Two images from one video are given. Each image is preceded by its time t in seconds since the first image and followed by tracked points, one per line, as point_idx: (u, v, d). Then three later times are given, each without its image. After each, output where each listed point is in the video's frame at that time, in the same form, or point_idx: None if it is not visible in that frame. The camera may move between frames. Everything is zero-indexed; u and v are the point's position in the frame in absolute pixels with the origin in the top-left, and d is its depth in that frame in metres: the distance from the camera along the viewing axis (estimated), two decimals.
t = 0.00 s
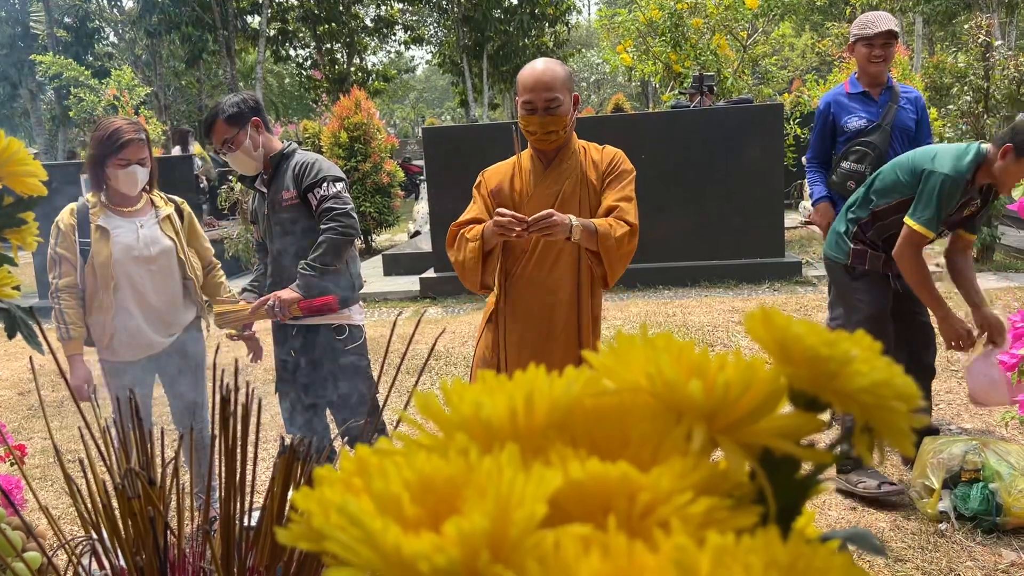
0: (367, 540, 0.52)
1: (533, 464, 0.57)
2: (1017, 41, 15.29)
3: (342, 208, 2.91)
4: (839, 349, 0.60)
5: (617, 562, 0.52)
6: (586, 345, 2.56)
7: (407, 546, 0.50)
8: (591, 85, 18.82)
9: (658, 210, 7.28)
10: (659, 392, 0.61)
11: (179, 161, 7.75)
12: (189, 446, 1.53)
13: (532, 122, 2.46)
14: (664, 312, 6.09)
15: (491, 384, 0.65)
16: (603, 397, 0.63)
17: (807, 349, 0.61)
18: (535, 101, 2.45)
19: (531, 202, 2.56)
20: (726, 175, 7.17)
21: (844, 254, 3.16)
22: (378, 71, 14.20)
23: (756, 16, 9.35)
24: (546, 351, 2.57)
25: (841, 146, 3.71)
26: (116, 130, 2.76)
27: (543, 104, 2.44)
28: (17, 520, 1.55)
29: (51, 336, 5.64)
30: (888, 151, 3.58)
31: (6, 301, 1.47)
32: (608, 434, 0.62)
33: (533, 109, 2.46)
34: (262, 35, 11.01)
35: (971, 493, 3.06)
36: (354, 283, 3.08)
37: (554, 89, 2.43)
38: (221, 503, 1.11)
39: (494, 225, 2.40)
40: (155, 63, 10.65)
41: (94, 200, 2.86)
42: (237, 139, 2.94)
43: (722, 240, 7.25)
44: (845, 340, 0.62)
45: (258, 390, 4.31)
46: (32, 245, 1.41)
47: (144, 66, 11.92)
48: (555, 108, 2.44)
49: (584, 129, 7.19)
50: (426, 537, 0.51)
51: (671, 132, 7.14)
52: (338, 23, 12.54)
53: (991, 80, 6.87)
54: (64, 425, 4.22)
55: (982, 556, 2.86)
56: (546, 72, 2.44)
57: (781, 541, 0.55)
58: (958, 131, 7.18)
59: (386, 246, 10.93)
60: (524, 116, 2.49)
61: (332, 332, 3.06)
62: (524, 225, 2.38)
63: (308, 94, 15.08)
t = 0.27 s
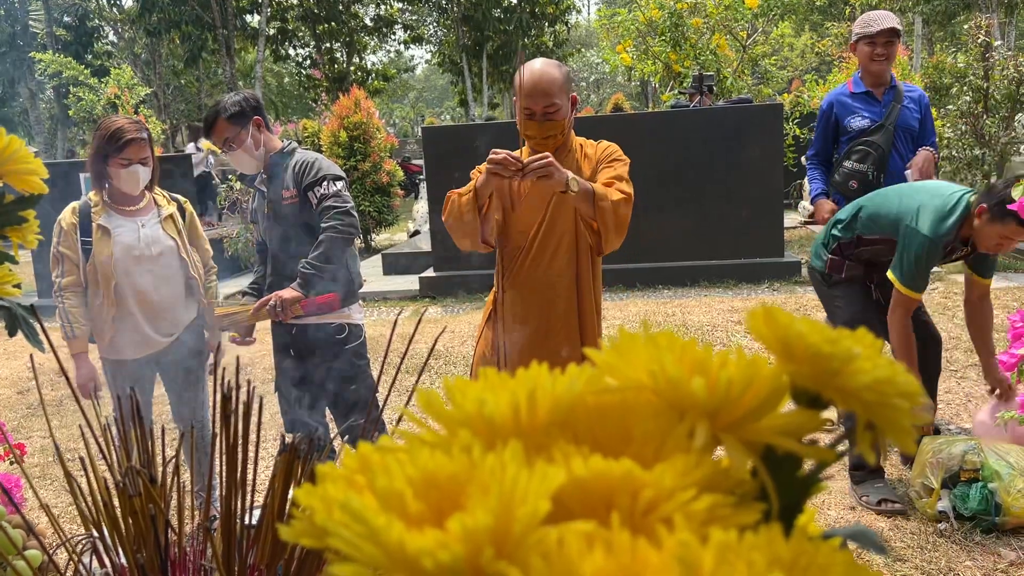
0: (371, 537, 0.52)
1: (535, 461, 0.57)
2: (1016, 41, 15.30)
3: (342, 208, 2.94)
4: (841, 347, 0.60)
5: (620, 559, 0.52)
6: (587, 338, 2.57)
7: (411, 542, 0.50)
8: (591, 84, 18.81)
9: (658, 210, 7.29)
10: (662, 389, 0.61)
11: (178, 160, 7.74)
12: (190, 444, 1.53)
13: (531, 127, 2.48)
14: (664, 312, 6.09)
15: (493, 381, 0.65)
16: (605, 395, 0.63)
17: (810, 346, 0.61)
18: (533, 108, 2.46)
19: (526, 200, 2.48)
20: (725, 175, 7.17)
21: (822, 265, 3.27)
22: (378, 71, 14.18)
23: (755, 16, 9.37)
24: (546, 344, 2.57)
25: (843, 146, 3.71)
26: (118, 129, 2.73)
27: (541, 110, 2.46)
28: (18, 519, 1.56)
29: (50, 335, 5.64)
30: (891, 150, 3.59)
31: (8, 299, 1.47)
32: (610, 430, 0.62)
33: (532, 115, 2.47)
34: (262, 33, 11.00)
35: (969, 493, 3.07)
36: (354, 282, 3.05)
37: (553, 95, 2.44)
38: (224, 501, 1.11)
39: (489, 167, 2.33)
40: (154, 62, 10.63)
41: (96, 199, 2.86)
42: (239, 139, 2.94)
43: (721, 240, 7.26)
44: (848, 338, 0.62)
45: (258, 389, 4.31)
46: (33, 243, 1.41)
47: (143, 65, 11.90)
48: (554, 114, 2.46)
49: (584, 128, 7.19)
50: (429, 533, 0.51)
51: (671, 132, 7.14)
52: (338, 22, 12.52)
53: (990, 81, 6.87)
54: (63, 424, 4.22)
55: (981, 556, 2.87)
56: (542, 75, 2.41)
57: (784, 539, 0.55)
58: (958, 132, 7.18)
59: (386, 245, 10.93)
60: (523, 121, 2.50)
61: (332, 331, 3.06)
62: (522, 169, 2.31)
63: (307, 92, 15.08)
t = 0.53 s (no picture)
0: (369, 541, 0.51)
1: (536, 465, 0.57)
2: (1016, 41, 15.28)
3: (341, 207, 2.95)
4: (841, 351, 0.60)
5: (619, 563, 0.52)
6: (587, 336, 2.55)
7: (410, 547, 0.50)
8: (591, 84, 18.80)
9: (657, 210, 7.28)
10: (661, 392, 0.60)
11: (178, 159, 7.73)
12: (188, 444, 1.53)
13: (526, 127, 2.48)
14: (663, 312, 6.09)
15: (492, 384, 0.65)
16: (604, 398, 0.63)
17: (809, 350, 0.61)
18: (529, 107, 2.46)
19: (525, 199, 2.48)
20: (725, 175, 7.17)
21: (803, 273, 3.31)
22: (377, 70, 14.17)
23: (755, 16, 9.37)
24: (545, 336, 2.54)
25: (843, 146, 3.70)
26: (119, 130, 2.74)
27: (538, 110, 2.45)
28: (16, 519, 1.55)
29: (50, 334, 5.64)
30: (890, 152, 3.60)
31: (6, 299, 1.47)
32: (609, 433, 0.62)
33: (528, 114, 2.47)
34: (261, 33, 10.99)
35: (969, 494, 3.06)
36: (350, 281, 3.03)
37: (550, 95, 2.45)
38: (222, 502, 1.11)
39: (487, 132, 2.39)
40: (154, 61, 10.62)
41: (96, 198, 2.85)
42: (243, 137, 2.90)
43: (721, 240, 7.25)
44: (848, 342, 0.61)
45: (257, 388, 4.32)
46: (31, 243, 1.41)
47: (143, 64, 11.89)
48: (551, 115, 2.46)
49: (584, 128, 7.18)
50: (428, 538, 0.51)
51: (670, 132, 7.14)
52: (337, 22, 12.51)
53: (989, 82, 6.83)
54: (62, 423, 4.22)
55: (981, 557, 2.87)
56: (541, 75, 2.44)
57: (784, 543, 0.55)
58: (957, 133, 7.17)
59: (385, 244, 10.92)
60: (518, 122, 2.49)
61: (331, 331, 3.06)
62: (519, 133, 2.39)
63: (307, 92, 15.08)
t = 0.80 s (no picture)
0: (369, 540, 0.51)
1: (536, 465, 0.56)
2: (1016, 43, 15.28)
3: (343, 208, 2.97)
4: (842, 350, 0.60)
5: (619, 562, 0.52)
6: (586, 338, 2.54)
7: (410, 545, 0.50)
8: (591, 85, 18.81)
9: (657, 210, 7.29)
10: (662, 391, 0.60)
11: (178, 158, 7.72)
12: (188, 444, 1.53)
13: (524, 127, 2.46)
14: (663, 312, 6.10)
15: (492, 384, 0.64)
16: (604, 397, 0.63)
17: (809, 350, 0.61)
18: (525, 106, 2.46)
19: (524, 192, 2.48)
20: (725, 175, 7.17)
21: (799, 275, 3.33)
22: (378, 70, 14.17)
23: (755, 17, 9.39)
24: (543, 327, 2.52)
25: (842, 145, 3.70)
26: (116, 129, 2.68)
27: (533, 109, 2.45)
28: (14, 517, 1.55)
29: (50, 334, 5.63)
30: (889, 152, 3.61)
31: (6, 298, 1.47)
32: (609, 431, 0.62)
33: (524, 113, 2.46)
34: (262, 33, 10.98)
35: (972, 492, 3.06)
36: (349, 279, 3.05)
37: (548, 93, 2.46)
38: (221, 501, 1.11)
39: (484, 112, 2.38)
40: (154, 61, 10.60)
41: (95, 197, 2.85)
42: (252, 131, 2.90)
43: (721, 241, 7.26)
44: (848, 342, 0.62)
45: (256, 388, 4.32)
46: (32, 242, 1.41)
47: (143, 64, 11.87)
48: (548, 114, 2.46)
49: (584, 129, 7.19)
50: (428, 537, 0.51)
51: (671, 132, 7.15)
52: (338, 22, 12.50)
53: (989, 82, 6.86)
54: (62, 423, 4.22)
55: (980, 557, 2.87)
56: (539, 75, 2.45)
57: (784, 543, 0.55)
58: (957, 134, 7.18)
59: (385, 245, 10.92)
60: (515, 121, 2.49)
61: (331, 329, 3.06)
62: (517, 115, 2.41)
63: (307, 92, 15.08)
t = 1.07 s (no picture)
0: (368, 541, 0.51)
1: (535, 466, 0.56)
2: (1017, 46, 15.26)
3: (349, 209, 2.97)
4: (841, 352, 0.60)
5: (618, 564, 0.52)
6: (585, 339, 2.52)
7: (409, 546, 0.50)
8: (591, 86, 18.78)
9: (657, 210, 7.28)
10: (662, 393, 0.60)
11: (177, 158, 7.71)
12: (187, 444, 1.53)
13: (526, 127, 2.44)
14: (663, 313, 6.10)
15: (492, 384, 0.65)
16: (604, 397, 0.63)
17: (809, 351, 0.61)
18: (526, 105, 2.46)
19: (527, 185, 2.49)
20: (725, 176, 7.17)
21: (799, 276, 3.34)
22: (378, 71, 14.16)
23: (756, 18, 9.35)
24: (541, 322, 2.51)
25: (839, 147, 3.69)
26: (112, 127, 2.76)
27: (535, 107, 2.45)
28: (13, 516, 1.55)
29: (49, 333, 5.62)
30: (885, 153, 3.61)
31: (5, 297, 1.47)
32: (608, 432, 0.62)
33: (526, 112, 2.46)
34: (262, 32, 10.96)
35: (973, 469, 3.10)
36: (355, 279, 3.06)
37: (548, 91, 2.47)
38: (219, 501, 1.11)
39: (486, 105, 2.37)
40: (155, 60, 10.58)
41: (92, 196, 2.85)
42: (260, 126, 2.93)
43: (721, 242, 7.25)
44: (848, 343, 0.62)
45: (256, 387, 4.31)
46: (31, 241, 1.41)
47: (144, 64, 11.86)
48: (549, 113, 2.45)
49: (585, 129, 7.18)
50: (427, 539, 0.51)
51: (671, 133, 7.15)
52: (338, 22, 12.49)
53: (989, 84, 6.88)
54: (61, 422, 4.22)
55: (979, 559, 2.87)
56: (540, 75, 2.45)
57: (783, 544, 0.55)
58: (957, 135, 7.17)
59: (385, 244, 10.91)
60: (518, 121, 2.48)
61: (333, 326, 3.05)
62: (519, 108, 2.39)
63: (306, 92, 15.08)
